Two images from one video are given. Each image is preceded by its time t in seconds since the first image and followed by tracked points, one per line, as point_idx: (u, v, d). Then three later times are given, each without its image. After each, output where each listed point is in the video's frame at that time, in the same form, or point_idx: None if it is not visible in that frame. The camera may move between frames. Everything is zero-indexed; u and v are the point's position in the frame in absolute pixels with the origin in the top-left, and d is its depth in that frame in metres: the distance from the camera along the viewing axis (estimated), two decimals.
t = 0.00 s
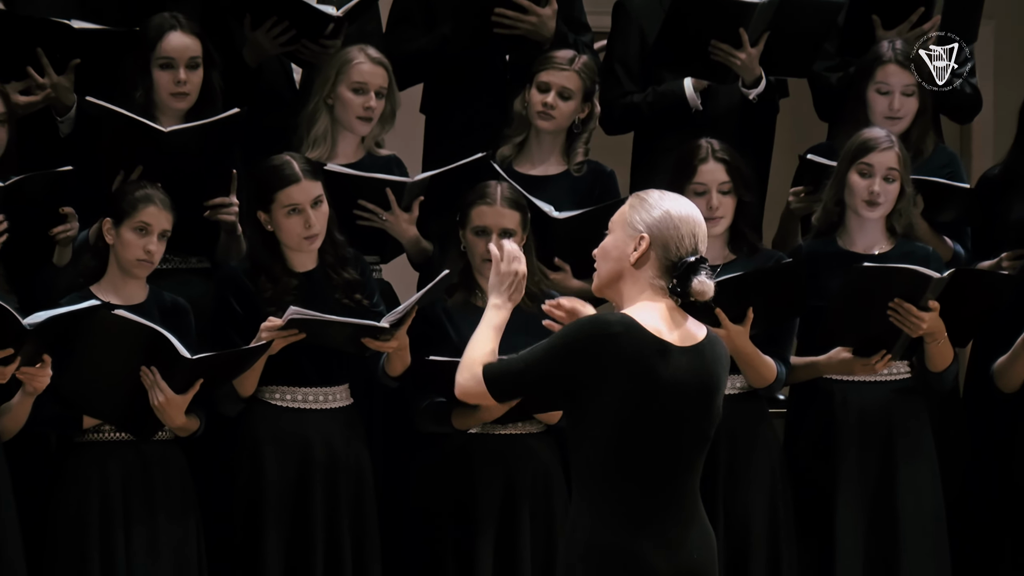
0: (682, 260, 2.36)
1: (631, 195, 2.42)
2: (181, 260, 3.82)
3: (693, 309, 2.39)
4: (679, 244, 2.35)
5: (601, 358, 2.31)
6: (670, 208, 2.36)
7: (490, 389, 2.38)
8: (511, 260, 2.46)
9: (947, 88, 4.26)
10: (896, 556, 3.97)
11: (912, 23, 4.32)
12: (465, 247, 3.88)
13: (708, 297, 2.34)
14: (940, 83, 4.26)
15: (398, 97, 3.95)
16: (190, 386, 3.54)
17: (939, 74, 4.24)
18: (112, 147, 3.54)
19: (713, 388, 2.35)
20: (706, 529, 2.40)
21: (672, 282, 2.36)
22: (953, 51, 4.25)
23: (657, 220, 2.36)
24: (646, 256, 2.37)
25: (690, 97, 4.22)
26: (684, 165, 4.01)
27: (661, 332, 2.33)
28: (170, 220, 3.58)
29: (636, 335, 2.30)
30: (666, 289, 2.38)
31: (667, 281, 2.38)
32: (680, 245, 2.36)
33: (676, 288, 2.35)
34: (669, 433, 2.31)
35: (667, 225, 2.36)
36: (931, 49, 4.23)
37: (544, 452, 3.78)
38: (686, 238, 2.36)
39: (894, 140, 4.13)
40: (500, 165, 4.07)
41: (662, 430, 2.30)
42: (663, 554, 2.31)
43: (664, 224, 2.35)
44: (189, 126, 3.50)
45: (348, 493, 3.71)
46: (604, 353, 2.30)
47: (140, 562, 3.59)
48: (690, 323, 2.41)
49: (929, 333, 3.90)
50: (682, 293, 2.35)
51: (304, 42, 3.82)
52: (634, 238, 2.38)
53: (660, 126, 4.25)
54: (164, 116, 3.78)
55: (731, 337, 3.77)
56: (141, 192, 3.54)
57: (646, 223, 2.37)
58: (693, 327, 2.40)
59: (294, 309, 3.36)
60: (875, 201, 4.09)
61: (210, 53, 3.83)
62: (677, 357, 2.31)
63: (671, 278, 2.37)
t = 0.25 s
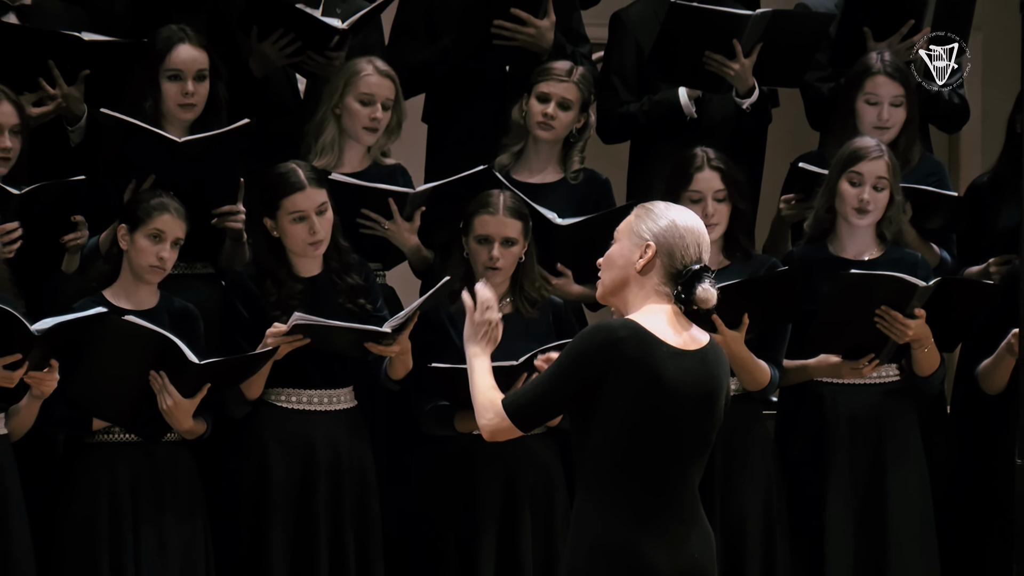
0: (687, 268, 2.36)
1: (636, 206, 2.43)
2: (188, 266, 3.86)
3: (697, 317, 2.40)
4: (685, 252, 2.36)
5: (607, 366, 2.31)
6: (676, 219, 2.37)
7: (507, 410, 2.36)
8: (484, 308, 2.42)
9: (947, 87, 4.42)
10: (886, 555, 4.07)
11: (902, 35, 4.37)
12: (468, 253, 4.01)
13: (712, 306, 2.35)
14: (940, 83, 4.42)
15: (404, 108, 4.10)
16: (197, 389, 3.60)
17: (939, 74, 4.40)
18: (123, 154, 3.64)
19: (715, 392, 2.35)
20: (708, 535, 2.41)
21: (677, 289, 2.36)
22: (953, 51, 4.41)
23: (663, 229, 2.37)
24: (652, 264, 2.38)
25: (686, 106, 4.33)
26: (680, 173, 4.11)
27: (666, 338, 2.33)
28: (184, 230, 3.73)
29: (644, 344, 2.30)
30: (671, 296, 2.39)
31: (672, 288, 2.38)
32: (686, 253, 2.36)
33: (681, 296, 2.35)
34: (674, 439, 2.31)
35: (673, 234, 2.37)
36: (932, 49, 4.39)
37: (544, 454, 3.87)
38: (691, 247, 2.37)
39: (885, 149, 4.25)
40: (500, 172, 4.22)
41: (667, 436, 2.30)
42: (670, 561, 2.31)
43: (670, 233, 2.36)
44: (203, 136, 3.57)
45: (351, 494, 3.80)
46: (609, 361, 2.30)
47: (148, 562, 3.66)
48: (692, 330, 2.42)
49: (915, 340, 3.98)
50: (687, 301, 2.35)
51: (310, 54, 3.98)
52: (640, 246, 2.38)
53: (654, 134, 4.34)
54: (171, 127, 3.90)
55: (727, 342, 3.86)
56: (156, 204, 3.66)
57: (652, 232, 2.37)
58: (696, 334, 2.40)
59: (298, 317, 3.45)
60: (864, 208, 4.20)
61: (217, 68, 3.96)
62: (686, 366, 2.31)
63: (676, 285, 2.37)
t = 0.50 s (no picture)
0: (687, 272, 2.45)
1: (641, 211, 2.52)
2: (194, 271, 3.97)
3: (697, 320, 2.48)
4: (686, 257, 2.45)
5: (609, 368, 2.40)
6: (679, 224, 2.46)
7: (511, 415, 2.45)
8: (467, 337, 2.57)
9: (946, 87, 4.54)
10: (877, 554, 4.17)
11: (894, 45, 4.41)
12: (469, 259, 4.09)
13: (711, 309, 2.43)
14: (939, 84, 4.55)
15: (406, 117, 4.19)
16: (206, 392, 3.71)
17: (939, 74, 4.52)
18: (133, 162, 3.72)
19: (714, 392, 2.45)
20: (705, 532, 2.51)
21: (678, 293, 2.45)
22: (952, 52, 4.52)
23: (666, 234, 2.46)
24: (654, 267, 2.46)
25: (681, 115, 4.42)
26: (676, 180, 4.21)
27: (665, 339, 2.42)
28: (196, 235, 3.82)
29: (645, 347, 2.39)
30: (671, 299, 2.47)
31: (673, 291, 2.46)
32: (687, 258, 2.45)
33: (681, 299, 2.44)
34: (674, 437, 2.40)
35: (675, 239, 2.45)
36: (931, 49, 4.51)
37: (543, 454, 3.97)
38: (692, 252, 2.45)
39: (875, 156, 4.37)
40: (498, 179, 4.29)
41: (668, 435, 2.40)
42: (667, 556, 2.41)
43: (672, 238, 2.45)
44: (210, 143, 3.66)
45: (356, 493, 3.90)
46: (612, 363, 2.40)
47: (157, 559, 3.75)
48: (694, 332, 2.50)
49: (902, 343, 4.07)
50: (687, 304, 2.44)
51: (314, 63, 4.02)
52: (642, 251, 2.47)
53: (651, 142, 4.43)
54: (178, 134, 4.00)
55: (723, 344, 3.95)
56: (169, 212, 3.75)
57: (655, 236, 2.46)
58: (696, 336, 2.49)
59: (299, 316, 3.53)
60: (854, 214, 4.32)
61: (223, 78, 4.06)
62: (685, 368, 2.41)
63: (676, 289, 2.46)
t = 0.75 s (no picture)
0: (683, 275, 2.55)
1: (642, 213, 2.62)
2: (202, 272, 4.10)
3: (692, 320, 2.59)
4: (682, 260, 2.54)
5: (605, 369, 2.50)
6: (676, 227, 2.56)
7: (511, 414, 2.55)
8: (462, 341, 2.68)
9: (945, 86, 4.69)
10: (870, 550, 4.26)
11: (884, 53, 4.53)
12: (469, 262, 4.18)
13: (705, 311, 2.53)
14: (939, 82, 4.70)
15: (404, 123, 4.27)
16: (214, 390, 3.80)
17: (939, 73, 4.67)
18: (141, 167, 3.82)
19: (707, 390, 2.55)
20: (700, 528, 2.60)
21: (673, 294, 2.55)
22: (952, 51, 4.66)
23: (663, 237, 2.56)
24: (651, 269, 2.57)
25: (676, 122, 4.54)
26: (671, 186, 4.30)
27: (660, 339, 2.53)
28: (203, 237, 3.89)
29: (639, 347, 2.50)
30: (666, 301, 2.57)
31: (668, 293, 2.57)
32: (683, 261, 2.55)
33: (676, 301, 2.54)
34: (668, 435, 2.51)
35: (672, 242, 2.55)
36: (931, 49, 4.63)
37: (543, 452, 4.08)
38: (688, 255, 2.55)
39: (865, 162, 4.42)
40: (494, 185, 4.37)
41: (662, 433, 2.50)
42: (663, 550, 2.51)
43: (669, 242, 2.55)
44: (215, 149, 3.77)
45: (361, 491, 4.01)
46: (607, 364, 2.50)
47: (166, 554, 3.85)
48: (690, 331, 2.61)
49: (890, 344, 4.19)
50: (681, 306, 2.54)
51: (318, 72, 4.09)
52: (640, 253, 2.57)
53: (648, 149, 4.54)
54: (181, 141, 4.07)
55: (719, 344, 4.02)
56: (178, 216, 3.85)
57: (653, 238, 2.56)
58: (691, 335, 2.60)
59: (300, 313, 3.61)
60: (843, 219, 4.38)
61: (226, 88, 4.15)
62: (678, 368, 2.51)
63: (672, 290, 2.56)
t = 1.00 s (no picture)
0: (673, 276, 2.65)
1: (634, 214, 2.72)
2: (207, 275, 4.21)
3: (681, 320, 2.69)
4: (672, 261, 2.65)
5: (595, 368, 2.61)
6: (667, 229, 2.66)
7: (504, 412, 2.65)
8: (456, 345, 2.77)
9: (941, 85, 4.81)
10: (863, 545, 4.37)
11: (874, 61, 4.63)
12: (470, 264, 4.27)
13: (694, 312, 2.64)
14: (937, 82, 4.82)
15: (403, 127, 4.32)
16: (222, 388, 3.89)
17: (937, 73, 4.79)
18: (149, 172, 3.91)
19: (696, 387, 2.65)
20: (691, 522, 2.70)
21: (663, 295, 2.66)
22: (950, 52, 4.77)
23: (654, 239, 2.66)
24: (642, 270, 2.67)
25: (673, 127, 4.62)
26: (667, 190, 4.39)
27: (649, 338, 2.63)
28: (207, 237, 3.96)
29: (630, 347, 2.60)
30: (656, 301, 2.67)
31: (658, 294, 2.67)
32: (673, 262, 2.65)
33: (666, 301, 2.65)
34: (658, 431, 2.61)
35: (663, 244, 2.65)
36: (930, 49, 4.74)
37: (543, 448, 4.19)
38: (679, 257, 2.65)
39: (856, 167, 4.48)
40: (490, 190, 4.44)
41: (653, 429, 2.60)
42: (656, 543, 2.61)
43: (660, 243, 2.65)
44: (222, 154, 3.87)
45: (365, 487, 4.11)
46: (598, 363, 2.61)
47: (176, 549, 3.95)
48: (679, 330, 2.72)
49: (877, 342, 4.25)
50: (671, 306, 2.65)
51: (321, 79, 4.20)
52: (632, 254, 2.67)
53: (645, 154, 4.67)
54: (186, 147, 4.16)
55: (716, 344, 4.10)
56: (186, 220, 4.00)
57: (644, 241, 2.66)
58: (681, 334, 2.71)
59: (303, 310, 3.70)
60: (834, 222, 4.45)
61: (229, 95, 4.24)
62: (669, 368, 2.62)
63: (662, 291, 2.67)
